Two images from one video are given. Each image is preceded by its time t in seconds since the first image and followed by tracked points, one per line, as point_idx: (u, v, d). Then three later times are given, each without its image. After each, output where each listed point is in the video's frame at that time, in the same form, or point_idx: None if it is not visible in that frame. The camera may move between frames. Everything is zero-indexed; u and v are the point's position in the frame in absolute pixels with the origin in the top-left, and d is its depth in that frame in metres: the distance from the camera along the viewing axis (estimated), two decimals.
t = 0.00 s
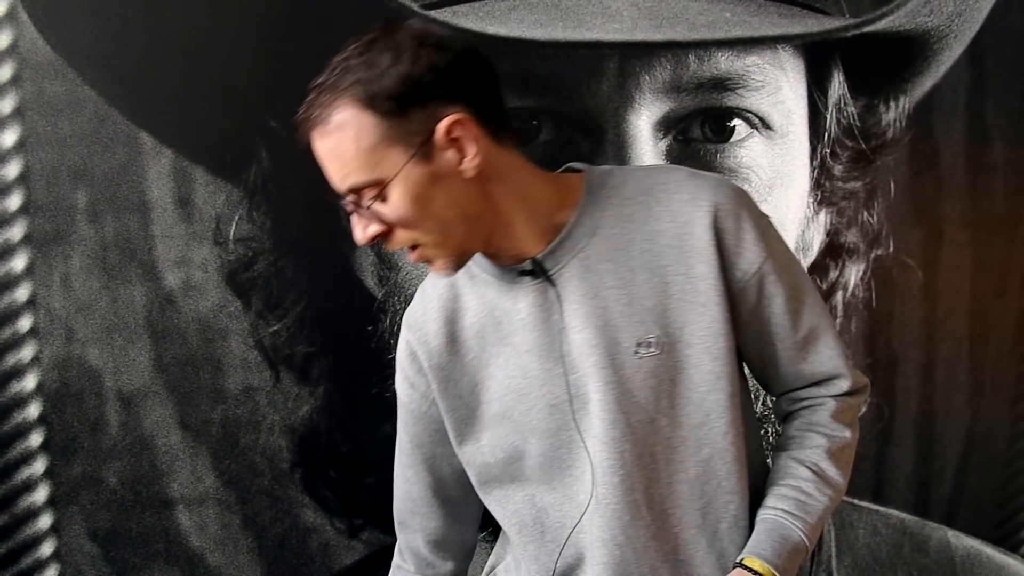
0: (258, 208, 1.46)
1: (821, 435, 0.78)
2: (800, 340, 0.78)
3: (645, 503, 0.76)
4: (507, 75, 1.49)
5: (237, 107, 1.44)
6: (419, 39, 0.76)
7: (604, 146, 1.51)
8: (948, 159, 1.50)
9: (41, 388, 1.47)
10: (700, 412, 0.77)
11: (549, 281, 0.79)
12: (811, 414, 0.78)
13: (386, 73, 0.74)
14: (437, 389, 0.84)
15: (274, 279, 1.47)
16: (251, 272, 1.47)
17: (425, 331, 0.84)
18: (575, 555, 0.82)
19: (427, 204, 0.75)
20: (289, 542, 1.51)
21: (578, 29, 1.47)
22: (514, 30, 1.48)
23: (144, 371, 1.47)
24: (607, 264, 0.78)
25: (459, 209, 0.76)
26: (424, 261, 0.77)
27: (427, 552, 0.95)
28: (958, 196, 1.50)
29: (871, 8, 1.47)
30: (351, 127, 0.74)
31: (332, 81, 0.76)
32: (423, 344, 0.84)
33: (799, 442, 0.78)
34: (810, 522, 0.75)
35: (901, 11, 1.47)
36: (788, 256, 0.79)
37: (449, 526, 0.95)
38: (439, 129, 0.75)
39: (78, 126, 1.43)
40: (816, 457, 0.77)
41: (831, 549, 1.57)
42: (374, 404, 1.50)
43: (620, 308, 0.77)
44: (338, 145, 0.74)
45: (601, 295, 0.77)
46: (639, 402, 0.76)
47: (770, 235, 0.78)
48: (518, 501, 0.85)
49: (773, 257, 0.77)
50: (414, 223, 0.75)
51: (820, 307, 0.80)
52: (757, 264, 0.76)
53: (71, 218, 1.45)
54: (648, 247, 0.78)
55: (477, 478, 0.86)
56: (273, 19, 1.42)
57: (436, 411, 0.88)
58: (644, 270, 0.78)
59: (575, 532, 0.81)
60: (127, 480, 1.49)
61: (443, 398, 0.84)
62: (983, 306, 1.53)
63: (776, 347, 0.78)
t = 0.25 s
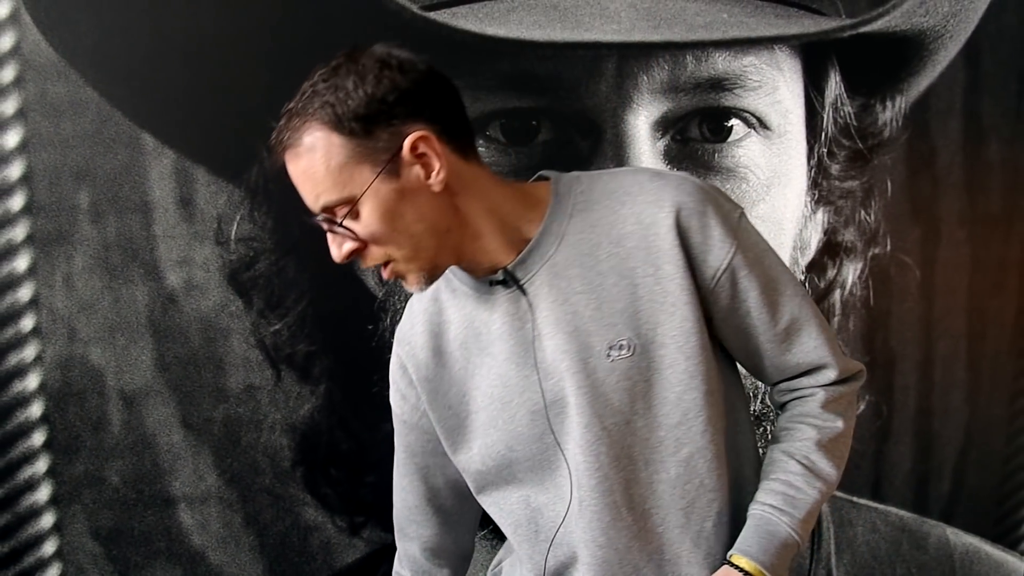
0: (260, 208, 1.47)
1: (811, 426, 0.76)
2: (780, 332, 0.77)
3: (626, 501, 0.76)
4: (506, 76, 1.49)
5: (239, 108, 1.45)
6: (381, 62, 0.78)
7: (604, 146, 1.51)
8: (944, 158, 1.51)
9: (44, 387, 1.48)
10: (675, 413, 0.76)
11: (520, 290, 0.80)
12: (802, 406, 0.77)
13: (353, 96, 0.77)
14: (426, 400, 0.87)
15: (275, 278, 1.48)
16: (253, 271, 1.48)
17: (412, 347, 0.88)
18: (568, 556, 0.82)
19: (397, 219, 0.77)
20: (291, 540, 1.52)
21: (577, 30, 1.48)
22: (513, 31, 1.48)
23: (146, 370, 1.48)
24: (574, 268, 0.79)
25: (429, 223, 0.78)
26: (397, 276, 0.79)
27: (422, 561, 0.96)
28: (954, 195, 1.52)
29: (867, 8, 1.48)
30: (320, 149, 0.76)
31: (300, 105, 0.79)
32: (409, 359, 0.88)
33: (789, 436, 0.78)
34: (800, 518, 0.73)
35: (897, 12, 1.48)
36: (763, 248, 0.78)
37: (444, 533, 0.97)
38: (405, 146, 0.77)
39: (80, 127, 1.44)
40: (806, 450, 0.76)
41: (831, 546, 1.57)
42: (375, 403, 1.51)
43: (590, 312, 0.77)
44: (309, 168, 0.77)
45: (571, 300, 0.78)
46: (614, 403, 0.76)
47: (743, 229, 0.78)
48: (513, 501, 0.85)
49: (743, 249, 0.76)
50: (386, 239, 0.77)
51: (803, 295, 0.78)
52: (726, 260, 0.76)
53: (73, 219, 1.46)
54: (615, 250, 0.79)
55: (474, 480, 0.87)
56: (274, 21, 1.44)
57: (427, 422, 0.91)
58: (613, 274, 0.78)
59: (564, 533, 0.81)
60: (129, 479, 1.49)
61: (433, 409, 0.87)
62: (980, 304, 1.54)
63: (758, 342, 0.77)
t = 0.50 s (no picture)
0: (263, 206, 1.48)
1: (801, 424, 0.75)
2: (761, 332, 0.75)
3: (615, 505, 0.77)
4: (507, 77, 1.50)
5: (242, 108, 1.46)
6: (365, 81, 0.80)
7: (603, 145, 1.53)
8: (942, 158, 1.52)
9: (47, 385, 1.48)
10: (659, 416, 0.75)
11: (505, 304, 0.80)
12: (792, 403, 0.76)
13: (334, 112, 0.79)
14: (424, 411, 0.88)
15: (278, 276, 1.49)
16: (255, 270, 1.49)
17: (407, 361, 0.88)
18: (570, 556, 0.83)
19: (373, 232, 0.77)
20: (292, 537, 1.52)
21: (577, 31, 1.49)
22: (514, 32, 1.49)
23: (149, 368, 1.49)
24: (556, 278, 0.78)
25: (405, 236, 0.78)
26: (375, 290, 0.80)
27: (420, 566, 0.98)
28: (952, 195, 1.53)
29: (865, 9, 1.50)
30: (302, 164, 0.78)
31: (285, 121, 0.81)
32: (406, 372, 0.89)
33: (780, 433, 0.76)
34: (788, 517, 0.72)
35: (895, 13, 1.50)
36: (742, 247, 0.76)
37: (440, 539, 0.99)
38: (384, 161, 0.78)
39: (85, 127, 1.46)
40: (795, 449, 0.74)
41: (830, 543, 1.58)
42: (377, 401, 1.52)
43: (570, 321, 0.77)
44: (289, 182, 0.79)
45: (553, 309, 0.77)
46: (597, 409, 0.76)
47: (718, 231, 0.76)
48: (518, 507, 0.86)
49: (719, 249, 0.75)
50: (362, 252, 0.78)
51: (786, 290, 0.76)
52: (701, 263, 0.74)
53: (78, 217, 1.47)
54: (594, 259, 0.78)
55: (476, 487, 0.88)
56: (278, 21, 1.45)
57: (426, 431, 0.92)
58: (593, 281, 0.77)
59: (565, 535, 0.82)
60: (131, 476, 1.50)
61: (431, 419, 0.88)
62: (978, 303, 1.54)
63: (740, 339, 0.76)
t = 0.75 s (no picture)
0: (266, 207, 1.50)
1: (794, 424, 0.72)
2: (743, 339, 0.71)
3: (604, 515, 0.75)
4: (508, 79, 1.52)
5: (245, 109, 1.48)
6: (345, 111, 0.77)
7: (603, 146, 1.53)
8: (939, 159, 1.53)
9: (52, 384, 1.50)
10: (640, 430, 0.73)
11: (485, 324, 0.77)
12: (782, 403, 0.72)
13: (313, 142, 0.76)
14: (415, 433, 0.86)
15: (280, 276, 1.51)
16: (258, 269, 1.50)
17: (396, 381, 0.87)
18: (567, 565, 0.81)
19: (352, 260, 0.75)
20: (294, 536, 1.53)
21: (577, 33, 1.51)
22: (515, 34, 1.50)
23: (153, 367, 1.50)
24: (531, 296, 0.75)
25: (384, 263, 0.75)
26: (354, 318, 0.77)
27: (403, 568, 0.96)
28: (949, 196, 1.54)
29: (862, 12, 1.51)
30: (281, 192, 0.75)
31: (264, 150, 0.78)
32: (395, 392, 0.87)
33: (774, 432, 0.73)
34: (784, 519, 0.69)
35: (892, 15, 1.51)
36: (716, 253, 0.72)
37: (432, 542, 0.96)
38: (361, 188, 0.75)
39: (90, 128, 1.47)
40: (789, 449, 0.71)
41: (829, 542, 1.58)
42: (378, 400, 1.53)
43: (547, 338, 0.74)
44: (268, 211, 0.76)
45: (529, 326, 0.75)
46: (579, 423, 0.73)
47: (689, 237, 0.72)
48: (518, 517, 0.84)
49: (690, 257, 0.71)
50: (339, 280, 0.75)
51: (767, 293, 0.72)
52: (673, 275, 0.71)
53: (82, 218, 1.48)
54: (567, 273, 0.74)
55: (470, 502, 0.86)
56: (281, 23, 1.47)
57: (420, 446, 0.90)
58: (569, 296, 0.74)
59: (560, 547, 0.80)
60: (134, 475, 1.51)
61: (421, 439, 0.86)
62: (975, 303, 1.56)
63: (724, 346, 0.72)
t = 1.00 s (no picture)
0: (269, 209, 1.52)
1: (780, 433, 0.75)
2: (724, 354, 0.75)
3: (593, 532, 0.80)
4: (508, 82, 1.54)
5: (250, 113, 1.50)
6: (321, 154, 0.83)
7: (603, 149, 1.55)
8: (937, 162, 1.55)
9: (57, 384, 1.51)
10: (625, 453, 0.78)
11: (472, 351, 0.83)
12: (771, 413, 0.75)
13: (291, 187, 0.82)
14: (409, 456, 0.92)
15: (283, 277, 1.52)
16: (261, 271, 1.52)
17: (392, 407, 0.93)
18: None
19: (333, 299, 0.81)
20: (296, 535, 1.54)
21: (577, 37, 1.52)
22: (515, 38, 1.52)
23: (157, 367, 1.51)
24: (513, 323, 0.80)
25: (364, 300, 0.82)
26: (339, 350, 0.84)
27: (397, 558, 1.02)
28: (946, 198, 1.55)
29: (859, 16, 1.53)
30: (264, 236, 0.82)
31: (246, 195, 0.84)
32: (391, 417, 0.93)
33: (763, 441, 0.76)
34: (773, 527, 0.72)
35: (889, 19, 1.52)
36: (690, 271, 0.75)
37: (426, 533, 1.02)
38: (339, 228, 0.81)
39: (96, 131, 1.49)
40: (775, 459, 0.74)
41: (828, 542, 1.59)
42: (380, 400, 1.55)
43: (530, 365, 0.79)
44: (254, 253, 0.83)
45: (513, 355, 0.80)
46: (564, 446, 0.78)
47: (662, 258, 0.76)
48: (508, 538, 0.89)
49: (663, 278, 0.75)
50: (323, 317, 0.82)
51: (744, 305, 0.75)
52: (647, 296, 0.75)
53: (88, 219, 1.50)
54: (547, 301, 0.79)
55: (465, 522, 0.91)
56: (284, 28, 1.49)
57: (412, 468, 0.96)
58: (549, 324, 0.79)
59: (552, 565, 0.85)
60: (138, 474, 1.53)
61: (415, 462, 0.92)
62: (973, 304, 1.57)
63: (708, 361, 0.76)
